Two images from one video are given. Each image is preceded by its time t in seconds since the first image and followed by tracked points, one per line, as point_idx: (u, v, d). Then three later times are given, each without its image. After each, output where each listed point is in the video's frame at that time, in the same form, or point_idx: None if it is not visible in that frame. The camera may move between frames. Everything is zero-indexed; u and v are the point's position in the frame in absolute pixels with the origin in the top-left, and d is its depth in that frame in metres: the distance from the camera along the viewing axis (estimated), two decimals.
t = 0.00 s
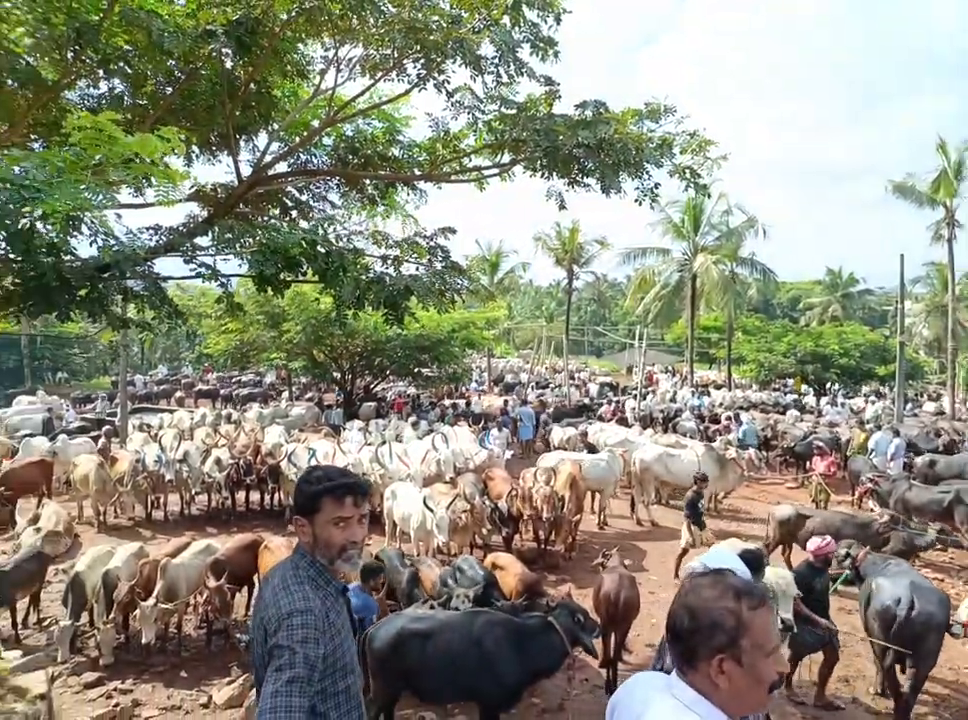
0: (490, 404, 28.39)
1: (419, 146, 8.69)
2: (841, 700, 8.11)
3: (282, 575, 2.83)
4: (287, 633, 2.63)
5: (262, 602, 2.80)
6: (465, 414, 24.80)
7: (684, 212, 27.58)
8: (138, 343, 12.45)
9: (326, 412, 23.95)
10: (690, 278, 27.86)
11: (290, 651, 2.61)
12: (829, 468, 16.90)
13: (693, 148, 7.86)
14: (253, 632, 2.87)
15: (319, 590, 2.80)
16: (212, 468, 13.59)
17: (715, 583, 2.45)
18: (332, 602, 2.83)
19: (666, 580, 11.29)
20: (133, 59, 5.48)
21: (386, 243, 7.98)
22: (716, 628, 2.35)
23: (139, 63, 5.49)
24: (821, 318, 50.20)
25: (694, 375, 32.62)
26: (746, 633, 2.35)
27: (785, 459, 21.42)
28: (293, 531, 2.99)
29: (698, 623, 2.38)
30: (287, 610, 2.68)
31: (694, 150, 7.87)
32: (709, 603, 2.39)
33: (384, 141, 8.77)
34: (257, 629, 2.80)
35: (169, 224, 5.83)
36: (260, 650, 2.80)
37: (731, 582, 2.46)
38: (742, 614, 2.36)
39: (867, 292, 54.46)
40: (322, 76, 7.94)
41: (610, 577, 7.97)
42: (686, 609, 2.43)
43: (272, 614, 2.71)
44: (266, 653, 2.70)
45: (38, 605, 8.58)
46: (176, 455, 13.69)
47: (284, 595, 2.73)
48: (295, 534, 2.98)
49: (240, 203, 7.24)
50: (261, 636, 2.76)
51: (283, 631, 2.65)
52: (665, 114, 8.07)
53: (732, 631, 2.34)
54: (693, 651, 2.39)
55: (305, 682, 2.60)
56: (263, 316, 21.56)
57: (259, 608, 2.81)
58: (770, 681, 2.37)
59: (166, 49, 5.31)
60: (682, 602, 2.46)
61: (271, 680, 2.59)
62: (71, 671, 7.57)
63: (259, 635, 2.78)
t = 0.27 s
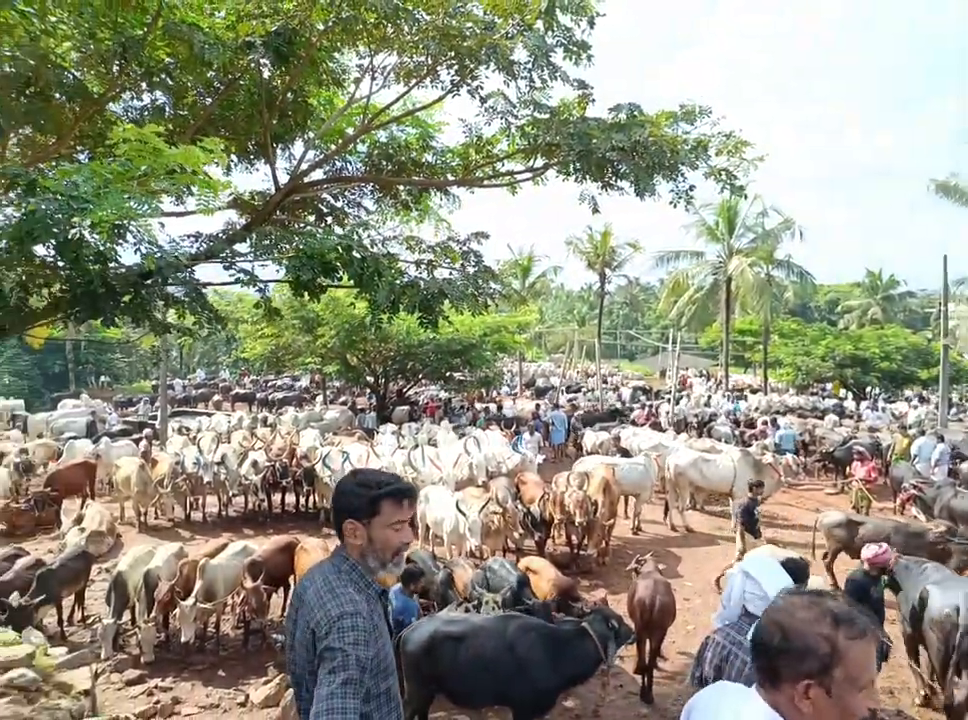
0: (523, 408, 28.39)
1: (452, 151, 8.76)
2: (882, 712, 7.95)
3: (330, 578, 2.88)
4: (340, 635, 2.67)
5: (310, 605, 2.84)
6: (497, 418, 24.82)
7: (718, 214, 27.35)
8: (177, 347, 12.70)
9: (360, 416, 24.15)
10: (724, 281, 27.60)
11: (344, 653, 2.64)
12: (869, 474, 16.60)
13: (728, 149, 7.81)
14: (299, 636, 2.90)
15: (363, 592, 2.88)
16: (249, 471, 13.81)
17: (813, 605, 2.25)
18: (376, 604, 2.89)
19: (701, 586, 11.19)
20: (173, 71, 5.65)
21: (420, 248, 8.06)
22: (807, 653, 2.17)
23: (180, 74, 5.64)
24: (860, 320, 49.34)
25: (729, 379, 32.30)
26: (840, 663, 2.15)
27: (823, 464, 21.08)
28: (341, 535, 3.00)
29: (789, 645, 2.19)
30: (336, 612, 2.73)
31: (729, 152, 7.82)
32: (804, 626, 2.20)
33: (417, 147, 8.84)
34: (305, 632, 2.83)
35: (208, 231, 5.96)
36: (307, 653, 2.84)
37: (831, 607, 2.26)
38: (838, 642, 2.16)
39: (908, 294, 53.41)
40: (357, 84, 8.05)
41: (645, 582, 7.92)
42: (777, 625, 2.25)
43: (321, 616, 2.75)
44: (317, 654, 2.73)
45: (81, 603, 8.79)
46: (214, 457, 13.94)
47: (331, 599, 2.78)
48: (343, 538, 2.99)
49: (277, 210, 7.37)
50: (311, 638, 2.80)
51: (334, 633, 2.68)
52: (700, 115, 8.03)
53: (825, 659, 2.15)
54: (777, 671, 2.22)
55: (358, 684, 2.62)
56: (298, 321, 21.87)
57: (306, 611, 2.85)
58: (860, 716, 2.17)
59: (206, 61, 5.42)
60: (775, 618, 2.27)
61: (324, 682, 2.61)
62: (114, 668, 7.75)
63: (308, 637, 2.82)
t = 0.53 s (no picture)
0: (553, 407, 28.34)
1: (483, 150, 8.77)
2: None
3: (377, 572, 2.59)
4: (404, 630, 2.44)
5: (357, 601, 2.55)
6: (527, 417, 24.79)
7: (751, 212, 27.04)
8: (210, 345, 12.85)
9: (390, 414, 24.28)
10: (757, 279, 27.27)
11: (413, 649, 2.42)
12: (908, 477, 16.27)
13: (763, 145, 7.73)
14: (340, 633, 2.59)
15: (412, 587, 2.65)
16: (280, 468, 13.95)
17: None
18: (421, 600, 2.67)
19: (734, 589, 11.07)
20: (209, 73, 5.73)
21: (451, 247, 8.07)
22: (950, 703, 2.27)
23: (215, 76, 5.73)
24: (898, 319, 48.46)
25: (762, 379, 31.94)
26: None
27: (860, 466, 20.73)
28: (382, 529, 2.69)
29: (937, 688, 2.29)
30: (398, 608, 2.48)
31: (765, 147, 7.73)
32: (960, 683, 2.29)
33: (448, 146, 8.86)
34: (351, 630, 2.54)
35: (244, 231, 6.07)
36: (354, 654, 2.52)
37: None
38: None
39: (947, 292, 52.35)
40: (388, 84, 8.10)
41: (676, 585, 7.84)
42: (932, 666, 2.34)
43: (378, 611, 2.49)
44: (373, 654, 2.47)
45: (118, 595, 8.97)
46: (246, 454, 14.09)
47: (387, 593, 2.52)
48: (386, 533, 2.68)
49: (310, 210, 7.43)
50: (362, 636, 2.51)
51: (397, 629, 2.45)
52: (735, 112, 7.95)
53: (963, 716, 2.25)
54: (911, 705, 2.33)
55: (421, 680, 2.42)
56: (329, 320, 22.04)
57: (352, 607, 2.55)
58: None
59: (241, 63, 5.49)
60: (932, 661, 2.36)
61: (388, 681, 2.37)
62: (150, 660, 7.90)
63: (356, 635, 2.52)
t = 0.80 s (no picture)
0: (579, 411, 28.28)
1: (511, 154, 8.81)
2: None
3: (418, 576, 2.51)
4: (459, 635, 2.36)
5: (401, 608, 2.44)
6: (552, 421, 24.75)
7: (780, 216, 26.76)
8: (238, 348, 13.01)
9: (416, 417, 24.37)
10: (787, 284, 26.97)
11: (471, 653, 2.36)
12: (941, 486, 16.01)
13: (794, 148, 7.67)
14: (382, 643, 2.46)
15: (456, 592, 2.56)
16: (307, 469, 14.08)
17: None
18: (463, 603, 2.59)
19: (760, 597, 11.00)
20: (243, 82, 5.85)
21: (479, 251, 8.11)
22: None
23: (248, 84, 5.85)
24: (932, 325, 47.62)
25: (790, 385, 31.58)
26: None
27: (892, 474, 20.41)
28: (415, 533, 2.62)
29: None
30: (451, 615, 2.38)
31: (796, 150, 7.68)
32: None
33: (475, 151, 8.92)
34: (397, 638, 2.41)
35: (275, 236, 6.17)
36: (403, 664, 2.41)
37: None
38: None
39: None
40: (417, 90, 8.18)
41: (702, 592, 7.82)
42: None
43: (429, 617, 2.38)
44: (424, 663, 2.36)
45: (149, 593, 9.13)
46: (274, 455, 14.24)
47: (436, 600, 2.42)
48: (422, 538, 2.60)
49: (339, 214, 7.52)
50: (409, 645, 2.39)
51: (452, 636, 2.35)
52: (765, 114, 7.90)
53: None
54: None
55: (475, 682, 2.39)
56: (356, 323, 22.20)
57: (396, 615, 2.43)
58: None
59: (276, 71, 5.60)
60: None
61: (451, 687, 2.32)
62: (179, 656, 8.03)
63: (402, 643, 2.41)
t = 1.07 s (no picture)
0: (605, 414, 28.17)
1: (538, 157, 8.82)
2: None
3: (462, 582, 2.51)
4: (513, 640, 2.38)
5: (448, 615, 2.44)
6: (578, 425, 24.67)
7: (811, 218, 26.45)
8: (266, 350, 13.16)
9: (442, 419, 24.45)
10: (817, 286, 26.64)
11: (528, 656, 2.40)
12: None
13: (827, 149, 7.60)
14: (429, 650, 2.46)
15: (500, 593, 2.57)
16: (334, 470, 14.20)
17: None
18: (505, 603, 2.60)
19: (789, 604, 10.89)
20: (275, 87, 5.92)
21: (507, 255, 8.14)
22: None
23: (280, 90, 5.98)
24: None
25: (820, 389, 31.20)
26: None
27: (925, 480, 20.06)
28: (451, 539, 2.60)
29: None
30: (502, 620, 2.40)
31: (829, 151, 7.61)
32: None
33: (503, 154, 8.95)
34: (447, 645, 2.42)
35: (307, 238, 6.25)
36: (455, 672, 2.42)
37: None
38: None
39: None
40: (445, 94, 8.22)
41: (731, 597, 7.75)
42: None
43: (482, 625, 2.39)
44: (479, 666, 2.38)
45: (180, 590, 9.27)
46: (301, 456, 14.38)
47: (484, 607, 2.43)
48: (460, 543, 2.59)
49: (368, 218, 7.59)
50: (461, 652, 2.40)
51: (506, 638, 2.38)
52: (797, 114, 7.82)
53: None
54: None
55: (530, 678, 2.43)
56: (383, 325, 22.34)
57: (446, 623, 2.43)
58: None
59: (306, 76, 5.65)
60: None
61: (511, 690, 2.36)
62: (209, 654, 8.15)
63: (453, 651, 2.41)
